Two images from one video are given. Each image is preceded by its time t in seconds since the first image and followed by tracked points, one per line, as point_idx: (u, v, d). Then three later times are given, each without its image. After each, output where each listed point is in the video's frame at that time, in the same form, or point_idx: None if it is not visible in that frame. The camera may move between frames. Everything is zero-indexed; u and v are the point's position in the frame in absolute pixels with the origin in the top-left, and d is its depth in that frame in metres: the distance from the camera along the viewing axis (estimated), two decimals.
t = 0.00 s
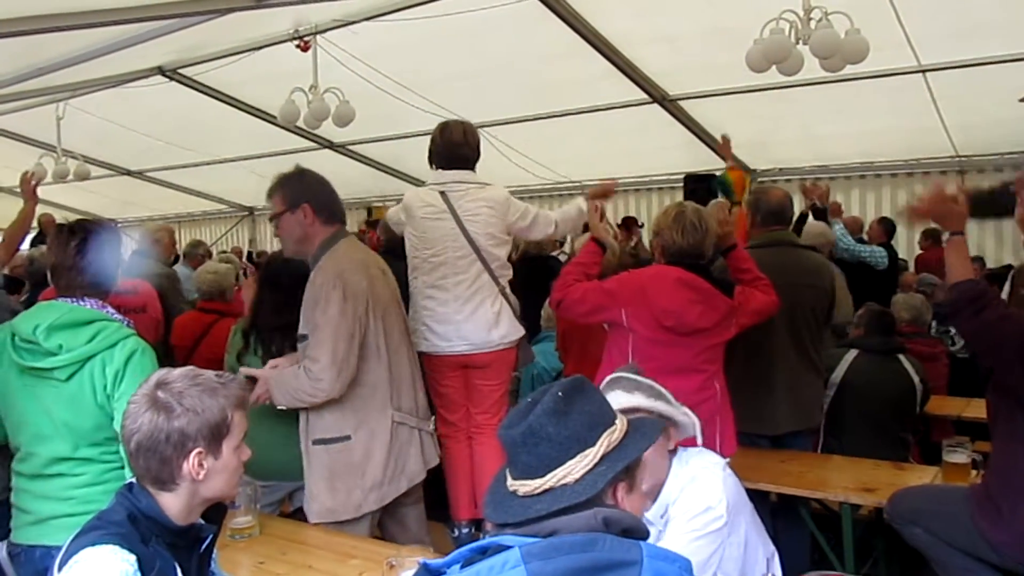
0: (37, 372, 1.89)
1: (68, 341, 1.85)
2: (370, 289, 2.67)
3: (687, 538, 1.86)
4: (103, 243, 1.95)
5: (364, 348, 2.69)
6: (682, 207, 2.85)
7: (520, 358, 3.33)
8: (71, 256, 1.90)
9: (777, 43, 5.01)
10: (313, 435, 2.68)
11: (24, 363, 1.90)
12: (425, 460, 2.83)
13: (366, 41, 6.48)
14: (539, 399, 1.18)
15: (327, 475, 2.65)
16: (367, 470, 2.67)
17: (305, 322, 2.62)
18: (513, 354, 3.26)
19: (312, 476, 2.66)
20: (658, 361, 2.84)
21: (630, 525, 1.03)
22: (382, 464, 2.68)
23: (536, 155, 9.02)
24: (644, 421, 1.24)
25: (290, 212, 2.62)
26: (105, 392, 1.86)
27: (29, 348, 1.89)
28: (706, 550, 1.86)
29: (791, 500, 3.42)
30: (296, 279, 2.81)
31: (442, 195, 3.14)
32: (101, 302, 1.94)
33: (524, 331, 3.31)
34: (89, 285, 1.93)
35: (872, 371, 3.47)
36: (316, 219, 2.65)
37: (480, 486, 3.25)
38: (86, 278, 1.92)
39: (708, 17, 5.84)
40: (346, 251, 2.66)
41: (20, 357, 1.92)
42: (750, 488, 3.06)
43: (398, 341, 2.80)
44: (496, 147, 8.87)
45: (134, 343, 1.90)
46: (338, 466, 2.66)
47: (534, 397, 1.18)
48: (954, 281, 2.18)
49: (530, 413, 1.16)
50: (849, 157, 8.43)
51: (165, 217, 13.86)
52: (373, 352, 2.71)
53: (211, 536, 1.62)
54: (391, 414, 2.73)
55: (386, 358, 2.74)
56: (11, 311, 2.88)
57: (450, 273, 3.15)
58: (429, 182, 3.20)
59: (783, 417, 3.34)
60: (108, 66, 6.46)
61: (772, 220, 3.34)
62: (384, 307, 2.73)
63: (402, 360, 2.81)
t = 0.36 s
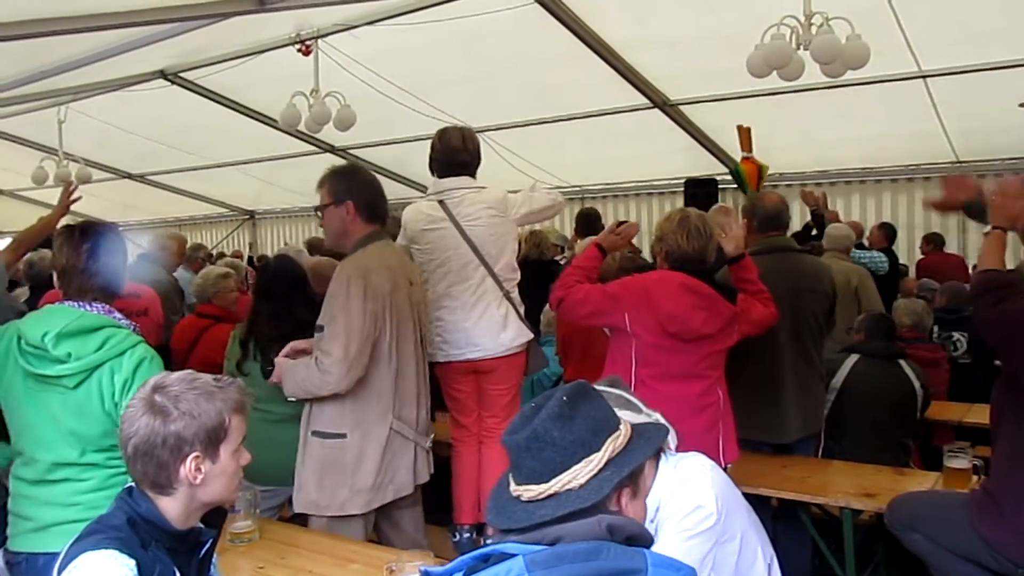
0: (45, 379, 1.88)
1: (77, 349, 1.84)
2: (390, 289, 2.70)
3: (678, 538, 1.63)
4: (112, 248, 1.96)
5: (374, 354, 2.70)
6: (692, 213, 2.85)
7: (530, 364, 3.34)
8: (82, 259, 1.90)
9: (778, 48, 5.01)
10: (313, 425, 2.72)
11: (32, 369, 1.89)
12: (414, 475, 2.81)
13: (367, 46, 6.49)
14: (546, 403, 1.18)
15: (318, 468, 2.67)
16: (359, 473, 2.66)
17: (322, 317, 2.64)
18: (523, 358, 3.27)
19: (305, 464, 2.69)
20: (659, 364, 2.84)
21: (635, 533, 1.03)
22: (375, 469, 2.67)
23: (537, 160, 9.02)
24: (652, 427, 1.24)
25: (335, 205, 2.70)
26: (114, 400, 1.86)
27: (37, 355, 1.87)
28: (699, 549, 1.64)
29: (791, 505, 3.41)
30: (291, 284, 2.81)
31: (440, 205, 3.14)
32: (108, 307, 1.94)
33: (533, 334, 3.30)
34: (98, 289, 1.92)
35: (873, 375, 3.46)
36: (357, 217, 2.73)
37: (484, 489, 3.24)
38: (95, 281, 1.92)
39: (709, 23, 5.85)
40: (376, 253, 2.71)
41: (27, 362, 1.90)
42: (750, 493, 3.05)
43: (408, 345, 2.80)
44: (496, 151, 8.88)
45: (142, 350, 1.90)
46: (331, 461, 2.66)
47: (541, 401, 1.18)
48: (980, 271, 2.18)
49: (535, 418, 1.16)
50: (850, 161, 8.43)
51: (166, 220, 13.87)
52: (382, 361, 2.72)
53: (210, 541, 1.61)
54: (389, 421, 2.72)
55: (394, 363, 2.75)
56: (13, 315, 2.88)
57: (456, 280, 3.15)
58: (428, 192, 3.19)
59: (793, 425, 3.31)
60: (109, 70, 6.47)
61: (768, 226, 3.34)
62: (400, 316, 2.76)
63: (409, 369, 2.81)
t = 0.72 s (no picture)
0: (41, 390, 1.87)
1: (72, 359, 1.83)
2: (397, 294, 2.70)
3: (669, 544, 1.55)
4: (104, 255, 1.93)
5: (379, 360, 2.69)
6: (696, 218, 2.85)
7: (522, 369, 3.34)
8: (76, 266, 1.88)
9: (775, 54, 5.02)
10: (317, 431, 2.70)
11: (27, 380, 1.88)
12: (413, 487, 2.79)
13: (365, 52, 6.50)
14: (558, 410, 1.12)
15: (320, 474, 2.66)
16: (361, 479, 2.65)
17: (326, 323, 2.65)
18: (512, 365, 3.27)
19: (308, 470, 2.68)
20: (659, 370, 2.84)
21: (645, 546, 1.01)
22: (378, 475, 2.66)
23: (535, 165, 9.03)
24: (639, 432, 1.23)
25: (340, 214, 2.74)
26: (111, 409, 1.85)
27: (32, 366, 1.86)
28: (694, 554, 1.54)
29: (791, 511, 3.40)
30: (287, 290, 2.81)
31: (441, 207, 3.12)
32: (101, 315, 1.92)
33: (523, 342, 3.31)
34: (92, 297, 1.91)
35: (872, 381, 3.46)
36: (360, 224, 2.75)
37: (475, 495, 3.23)
38: (89, 289, 1.90)
39: (706, 29, 5.87)
40: (384, 258, 2.72)
41: (22, 373, 1.89)
42: (750, 500, 3.04)
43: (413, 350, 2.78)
44: (495, 157, 8.88)
45: (138, 357, 1.89)
46: (334, 466, 2.66)
47: (552, 406, 1.12)
48: (980, 276, 2.15)
49: (554, 425, 1.10)
50: (847, 166, 8.44)
51: (164, 227, 13.86)
52: (387, 367, 2.71)
53: (207, 551, 1.60)
54: (392, 429, 2.71)
55: (398, 369, 2.74)
56: (10, 323, 2.87)
57: (450, 289, 3.14)
58: (428, 194, 3.17)
59: (789, 429, 3.32)
60: (107, 77, 6.47)
61: (764, 230, 3.34)
62: (406, 322, 2.75)
63: (414, 377, 2.79)
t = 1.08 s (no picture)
0: (29, 403, 1.86)
1: (60, 370, 1.82)
2: (385, 306, 2.70)
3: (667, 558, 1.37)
4: (90, 265, 1.91)
5: (368, 373, 2.69)
6: (686, 227, 2.87)
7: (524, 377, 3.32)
8: (59, 277, 1.87)
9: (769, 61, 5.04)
10: (308, 441, 2.72)
11: (16, 394, 1.87)
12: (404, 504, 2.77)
13: (360, 60, 6.50)
14: (567, 421, 1.12)
15: (309, 483, 2.69)
16: (344, 492, 2.65)
17: (317, 332, 2.66)
18: (518, 372, 3.26)
19: (299, 478, 2.71)
20: (651, 380, 2.84)
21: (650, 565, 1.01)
22: (363, 490, 2.66)
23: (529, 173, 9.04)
24: (644, 440, 1.22)
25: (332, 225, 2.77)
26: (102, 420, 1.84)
27: (19, 379, 1.85)
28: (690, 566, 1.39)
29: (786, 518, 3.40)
30: (278, 298, 2.82)
31: (437, 215, 3.13)
32: (87, 326, 1.91)
33: (530, 348, 3.30)
34: (76, 308, 1.89)
35: (865, 386, 3.47)
36: (351, 234, 2.76)
37: (476, 504, 3.18)
38: (72, 300, 1.89)
39: (700, 37, 5.89)
40: (373, 269, 2.72)
41: (11, 387, 1.89)
42: (746, 508, 3.04)
43: (404, 362, 2.77)
44: (489, 164, 8.89)
45: (128, 366, 1.89)
46: (321, 477, 2.68)
47: (560, 419, 1.12)
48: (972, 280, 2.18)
49: (563, 436, 1.10)
50: (840, 173, 8.46)
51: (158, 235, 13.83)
52: (376, 380, 2.70)
53: (201, 563, 1.59)
54: (380, 443, 2.70)
55: (387, 382, 2.72)
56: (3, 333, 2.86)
57: (453, 295, 3.15)
58: (423, 203, 3.18)
59: (784, 434, 3.32)
60: (101, 85, 6.47)
61: (759, 236, 3.33)
62: (396, 333, 2.74)
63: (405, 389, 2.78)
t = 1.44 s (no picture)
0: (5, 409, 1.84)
1: (39, 375, 1.80)
2: (372, 314, 2.70)
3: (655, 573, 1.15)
4: (65, 271, 1.90)
5: (355, 381, 2.68)
6: (672, 235, 2.89)
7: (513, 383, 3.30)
8: (34, 281, 1.86)
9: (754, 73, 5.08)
10: (293, 451, 2.70)
11: None
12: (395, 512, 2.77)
13: (347, 67, 6.50)
14: (567, 430, 1.17)
15: (295, 494, 2.66)
16: (333, 502, 2.64)
17: (303, 341, 2.65)
18: (504, 376, 3.23)
19: (284, 489, 2.68)
20: (635, 390, 2.84)
21: None
22: (353, 498, 2.65)
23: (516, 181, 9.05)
24: (644, 450, 1.31)
25: (311, 234, 2.76)
26: (82, 423, 1.84)
27: None
28: None
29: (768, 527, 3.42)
30: (258, 303, 2.82)
31: (423, 223, 3.14)
32: (63, 330, 1.90)
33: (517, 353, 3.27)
34: (50, 313, 1.88)
35: (849, 397, 3.48)
36: (332, 241, 2.76)
37: (462, 512, 3.19)
38: (46, 305, 1.88)
39: (687, 48, 5.92)
40: (357, 276, 2.71)
41: None
42: (729, 516, 3.05)
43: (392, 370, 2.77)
44: (476, 172, 8.89)
45: (106, 369, 1.88)
46: (308, 487, 2.65)
47: (559, 428, 1.17)
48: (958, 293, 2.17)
49: (563, 448, 1.16)
50: (825, 184, 8.52)
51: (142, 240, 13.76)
52: (363, 388, 2.69)
53: (179, 570, 1.61)
54: (370, 451, 2.69)
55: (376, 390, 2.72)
56: None
57: (441, 301, 3.15)
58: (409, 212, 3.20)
59: (772, 441, 3.34)
60: (87, 89, 6.44)
61: (746, 244, 3.35)
62: (383, 340, 2.74)
63: (392, 397, 2.77)
